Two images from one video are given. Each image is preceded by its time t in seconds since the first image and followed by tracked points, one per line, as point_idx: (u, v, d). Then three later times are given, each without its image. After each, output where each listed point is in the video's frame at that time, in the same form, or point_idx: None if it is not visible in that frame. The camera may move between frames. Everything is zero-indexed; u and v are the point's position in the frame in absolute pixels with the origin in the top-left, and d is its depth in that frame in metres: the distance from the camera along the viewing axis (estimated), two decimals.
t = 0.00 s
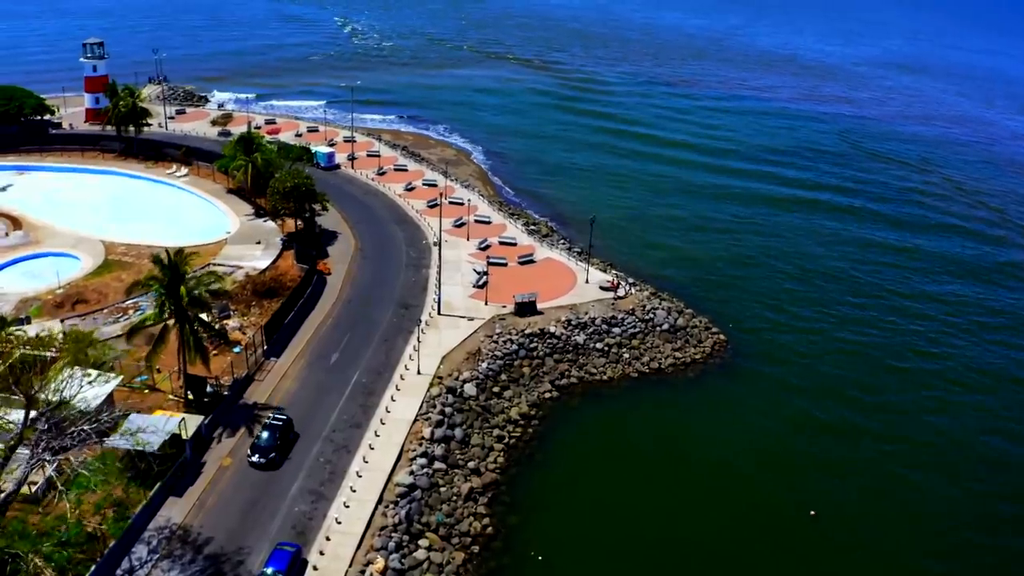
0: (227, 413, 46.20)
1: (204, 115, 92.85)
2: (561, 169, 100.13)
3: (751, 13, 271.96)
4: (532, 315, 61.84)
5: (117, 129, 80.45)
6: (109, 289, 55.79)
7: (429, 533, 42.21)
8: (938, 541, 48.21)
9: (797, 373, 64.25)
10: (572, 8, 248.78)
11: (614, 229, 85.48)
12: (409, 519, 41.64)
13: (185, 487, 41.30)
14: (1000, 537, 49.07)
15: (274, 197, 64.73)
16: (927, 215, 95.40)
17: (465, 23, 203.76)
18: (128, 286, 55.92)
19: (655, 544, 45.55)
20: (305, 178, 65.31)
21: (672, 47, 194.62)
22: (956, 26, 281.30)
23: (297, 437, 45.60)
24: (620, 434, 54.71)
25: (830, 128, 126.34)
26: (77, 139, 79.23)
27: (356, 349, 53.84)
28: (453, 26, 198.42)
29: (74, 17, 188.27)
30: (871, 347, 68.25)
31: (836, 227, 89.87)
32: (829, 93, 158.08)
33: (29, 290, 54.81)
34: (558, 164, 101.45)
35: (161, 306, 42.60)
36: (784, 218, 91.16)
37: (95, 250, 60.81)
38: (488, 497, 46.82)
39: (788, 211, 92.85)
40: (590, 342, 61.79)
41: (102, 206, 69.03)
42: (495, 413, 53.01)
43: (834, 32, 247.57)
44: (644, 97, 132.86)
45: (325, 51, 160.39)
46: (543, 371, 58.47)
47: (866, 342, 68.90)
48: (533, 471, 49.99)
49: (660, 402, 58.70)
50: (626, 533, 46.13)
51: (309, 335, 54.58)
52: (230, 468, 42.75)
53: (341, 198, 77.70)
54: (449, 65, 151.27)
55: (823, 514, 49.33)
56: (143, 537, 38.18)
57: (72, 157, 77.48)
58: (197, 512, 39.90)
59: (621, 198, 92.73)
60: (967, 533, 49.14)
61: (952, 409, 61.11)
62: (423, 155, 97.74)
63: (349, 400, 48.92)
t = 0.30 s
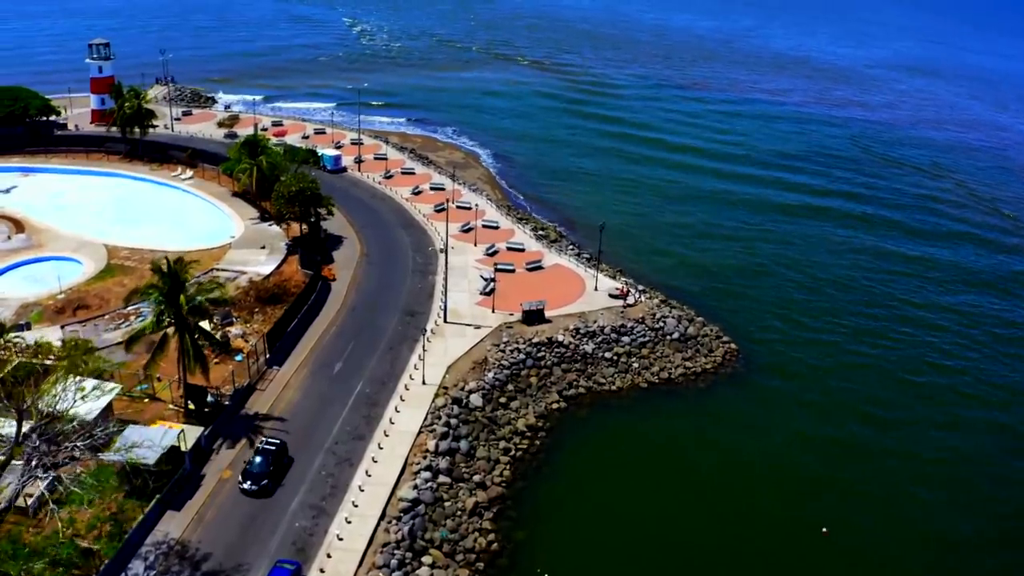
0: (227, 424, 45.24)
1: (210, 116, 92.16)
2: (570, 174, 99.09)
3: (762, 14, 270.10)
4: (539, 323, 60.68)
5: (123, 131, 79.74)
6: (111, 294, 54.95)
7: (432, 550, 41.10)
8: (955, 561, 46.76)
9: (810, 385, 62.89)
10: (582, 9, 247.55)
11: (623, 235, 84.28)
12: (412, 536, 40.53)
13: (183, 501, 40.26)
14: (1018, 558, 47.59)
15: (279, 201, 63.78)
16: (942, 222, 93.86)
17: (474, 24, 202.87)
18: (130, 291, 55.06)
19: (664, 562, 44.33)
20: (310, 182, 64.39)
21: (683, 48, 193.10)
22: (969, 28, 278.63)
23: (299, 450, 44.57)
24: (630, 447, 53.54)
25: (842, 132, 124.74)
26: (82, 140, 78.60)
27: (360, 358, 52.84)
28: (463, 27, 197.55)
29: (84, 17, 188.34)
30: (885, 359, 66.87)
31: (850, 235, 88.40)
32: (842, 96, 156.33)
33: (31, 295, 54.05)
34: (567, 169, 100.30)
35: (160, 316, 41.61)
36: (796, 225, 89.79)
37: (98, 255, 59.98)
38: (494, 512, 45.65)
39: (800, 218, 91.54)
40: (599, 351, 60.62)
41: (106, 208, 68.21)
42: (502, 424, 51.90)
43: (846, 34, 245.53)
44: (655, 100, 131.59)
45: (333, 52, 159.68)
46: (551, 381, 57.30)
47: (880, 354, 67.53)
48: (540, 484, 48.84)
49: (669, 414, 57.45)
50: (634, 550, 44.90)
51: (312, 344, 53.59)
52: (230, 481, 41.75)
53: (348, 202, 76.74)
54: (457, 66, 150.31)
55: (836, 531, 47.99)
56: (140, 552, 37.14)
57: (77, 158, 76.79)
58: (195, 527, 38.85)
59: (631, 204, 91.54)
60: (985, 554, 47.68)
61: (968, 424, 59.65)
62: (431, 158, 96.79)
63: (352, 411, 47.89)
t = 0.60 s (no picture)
0: (228, 436, 44.22)
1: (218, 118, 91.45)
2: (580, 179, 97.88)
3: (775, 15, 267.78)
4: (548, 332, 59.42)
5: (129, 132, 79.07)
6: (112, 301, 54.01)
7: (437, 570, 39.75)
8: None
9: (825, 399, 61.36)
10: (593, 10, 246.05)
11: (634, 243, 83.03)
12: (416, 555, 39.22)
13: (181, 516, 39.15)
14: None
15: (284, 206, 62.79)
16: (960, 230, 92.04)
17: (485, 25, 201.81)
18: (132, 298, 54.15)
19: None
20: (316, 187, 63.29)
21: (695, 50, 191.51)
22: (985, 31, 275.39)
23: (301, 464, 43.44)
24: (640, 462, 52.13)
25: (857, 137, 122.88)
26: (88, 142, 77.95)
27: (365, 368, 51.73)
28: (474, 28, 196.59)
29: (95, 17, 188.60)
30: (902, 372, 65.27)
31: (864, 243, 86.77)
32: (857, 99, 154.29)
33: (32, 301, 53.22)
34: (576, 174, 99.13)
35: (160, 326, 40.50)
36: (810, 232, 88.25)
37: (101, 260, 59.14)
38: (500, 529, 44.31)
39: (814, 225, 89.97)
40: (609, 362, 59.31)
41: (110, 211, 67.43)
42: (509, 438, 50.62)
43: (861, 36, 243.03)
44: (667, 104, 130.15)
45: (342, 53, 159.09)
46: (560, 393, 56.01)
47: (896, 367, 65.98)
48: (548, 501, 47.49)
49: (680, 428, 56.11)
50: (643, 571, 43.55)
51: (317, 353, 52.52)
52: (230, 495, 40.62)
53: (355, 206, 75.68)
54: (467, 68, 149.45)
55: (850, 551, 46.56)
56: (136, 570, 35.99)
57: (83, 160, 76.17)
58: (193, 544, 37.67)
59: (642, 210, 90.26)
60: None
61: (989, 441, 57.98)
62: (440, 162, 95.88)
63: (356, 424, 46.76)
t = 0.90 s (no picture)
0: (229, 450, 43.16)
1: (225, 120, 90.74)
2: (591, 184, 96.67)
3: (788, 17, 265.54)
4: (558, 343, 58.11)
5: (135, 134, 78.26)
6: (115, 307, 53.00)
7: None
8: None
9: (840, 412, 59.85)
10: (605, 11, 244.48)
11: (645, 250, 81.70)
12: None
13: (180, 532, 38.04)
14: None
15: (290, 211, 61.77)
16: (979, 238, 90.07)
17: (496, 26, 200.76)
18: (135, 304, 53.13)
19: None
20: (322, 192, 62.18)
21: (708, 52, 189.70)
22: (1002, 34, 271.93)
23: (303, 479, 42.27)
24: (651, 477, 50.72)
25: (873, 143, 120.95)
26: (94, 143, 77.17)
27: (370, 379, 50.57)
28: (485, 29, 195.51)
29: (107, 17, 188.69)
30: (921, 386, 63.60)
31: (880, 251, 85.05)
32: (871, 103, 152.30)
33: (33, 307, 52.28)
34: (587, 179, 97.84)
35: (159, 335, 39.47)
36: (826, 240, 86.71)
37: (104, 264, 58.19)
38: (507, 547, 42.90)
39: (829, 233, 88.33)
40: (620, 373, 57.95)
41: (115, 215, 66.56)
42: (517, 452, 49.33)
43: (876, 38, 240.47)
44: (679, 107, 128.71)
45: (352, 54, 158.32)
46: (569, 405, 54.69)
47: (914, 380, 64.32)
48: (557, 517, 46.11)
49: (692, 442, 54.67)
50: None
51: (321, 363, 51.41)
52: (230, 511, 39.49)
53: (362, 210, 74.65)
54: (477, 70, 148.43)
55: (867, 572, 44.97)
56: None
57: (88, 162, 75.44)
58: (191, 562, 36.52)
59: (653, 217, 88.90)
60: None
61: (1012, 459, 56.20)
62: (449, 166, 94.84)
63: (359, 437, 45.57)
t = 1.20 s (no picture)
0: (229, 463, 42.05)
1: (233, 122, 90.01)
2: (601, 189, 95.38)
3: (801, 19, 263.00)
4: (567, 353, 56.79)
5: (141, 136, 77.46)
6: (116, 314, 52.00)
7: None
8: None
9: (856, 427, 58.33)
10: (617, 12, 242.78)
11: (656, 259, 80.36)
12: None
13: (179, 549, 36.71)
14: None
15: (295, 217, 60.70)
16: (997, 247, 88.14)
17: (508, 27, 199.65)
18: (138, 311, 52.16)
19: None
20: (329, 197, 61.09)
21: (721, 54, 187.79)
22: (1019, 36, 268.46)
23: (305, 495, 41.09)
24: (660, 492, 49.40)
25: (889, 148, 118.99)
26: (100, 145, 76.46)
27: (375, 390, 49.42)
28: (496, 30, 194.35)
29: (119, 17, 188.78)
30: (941, 402, 61.84)
31: (897, 260, 83.29)
32: (886, 107, 150.16)
33: (34, 313, 51.41)
34: (597, 184, 96.57)
35: (158, 344, 38.32)
36: (840, 248, 85.01)
37: (107, 269, 57.29)
38: (514, 566, 41.43)
39: (844, 241, 86.64)
40: (631, 385, 56.58)
41: (119, 218, 65.69)
42: (524, 467, 48.03)
43: (890, 40, 237.88)
44: (691, 111, 127.17)
45: (362, 56, 157.46)
46: (578, 418, 53.40)
47: (933, 395, 62.56)
48: (566, 536, 44.74)
49: (703, 456, 53.27)
50: None
51: (325, 373, 50.32)
52: (229, 528, 38.20)
53: (370, 215, 73.64)
54: (487, 72, 147.33)
55: None
56: None
57: (94, 164, 74.64)
58: None
59: (665, 224, 87.56)
60: None
61: None
62: (458, 169, 93.80)
63: (363, 452, 44.36)
